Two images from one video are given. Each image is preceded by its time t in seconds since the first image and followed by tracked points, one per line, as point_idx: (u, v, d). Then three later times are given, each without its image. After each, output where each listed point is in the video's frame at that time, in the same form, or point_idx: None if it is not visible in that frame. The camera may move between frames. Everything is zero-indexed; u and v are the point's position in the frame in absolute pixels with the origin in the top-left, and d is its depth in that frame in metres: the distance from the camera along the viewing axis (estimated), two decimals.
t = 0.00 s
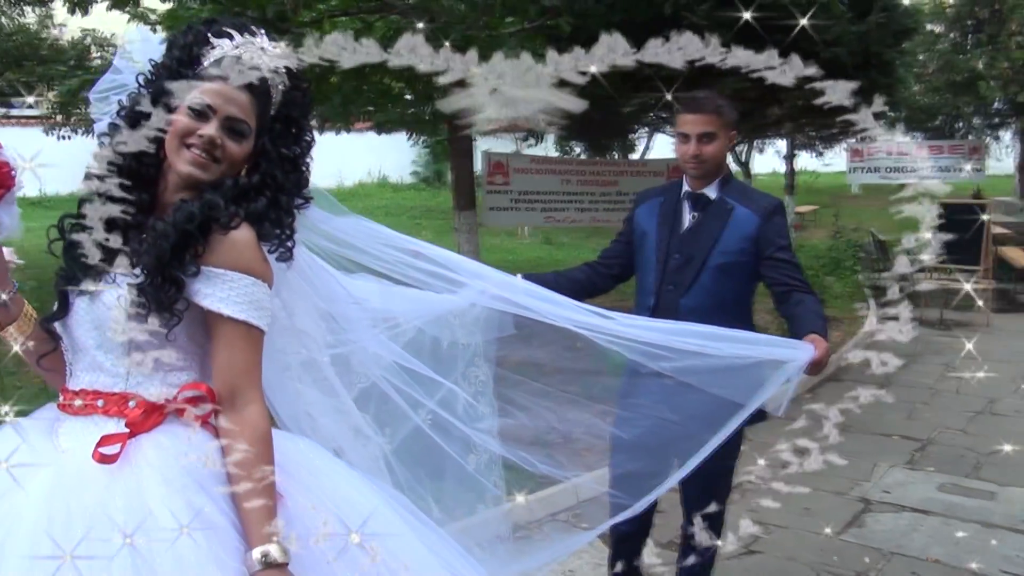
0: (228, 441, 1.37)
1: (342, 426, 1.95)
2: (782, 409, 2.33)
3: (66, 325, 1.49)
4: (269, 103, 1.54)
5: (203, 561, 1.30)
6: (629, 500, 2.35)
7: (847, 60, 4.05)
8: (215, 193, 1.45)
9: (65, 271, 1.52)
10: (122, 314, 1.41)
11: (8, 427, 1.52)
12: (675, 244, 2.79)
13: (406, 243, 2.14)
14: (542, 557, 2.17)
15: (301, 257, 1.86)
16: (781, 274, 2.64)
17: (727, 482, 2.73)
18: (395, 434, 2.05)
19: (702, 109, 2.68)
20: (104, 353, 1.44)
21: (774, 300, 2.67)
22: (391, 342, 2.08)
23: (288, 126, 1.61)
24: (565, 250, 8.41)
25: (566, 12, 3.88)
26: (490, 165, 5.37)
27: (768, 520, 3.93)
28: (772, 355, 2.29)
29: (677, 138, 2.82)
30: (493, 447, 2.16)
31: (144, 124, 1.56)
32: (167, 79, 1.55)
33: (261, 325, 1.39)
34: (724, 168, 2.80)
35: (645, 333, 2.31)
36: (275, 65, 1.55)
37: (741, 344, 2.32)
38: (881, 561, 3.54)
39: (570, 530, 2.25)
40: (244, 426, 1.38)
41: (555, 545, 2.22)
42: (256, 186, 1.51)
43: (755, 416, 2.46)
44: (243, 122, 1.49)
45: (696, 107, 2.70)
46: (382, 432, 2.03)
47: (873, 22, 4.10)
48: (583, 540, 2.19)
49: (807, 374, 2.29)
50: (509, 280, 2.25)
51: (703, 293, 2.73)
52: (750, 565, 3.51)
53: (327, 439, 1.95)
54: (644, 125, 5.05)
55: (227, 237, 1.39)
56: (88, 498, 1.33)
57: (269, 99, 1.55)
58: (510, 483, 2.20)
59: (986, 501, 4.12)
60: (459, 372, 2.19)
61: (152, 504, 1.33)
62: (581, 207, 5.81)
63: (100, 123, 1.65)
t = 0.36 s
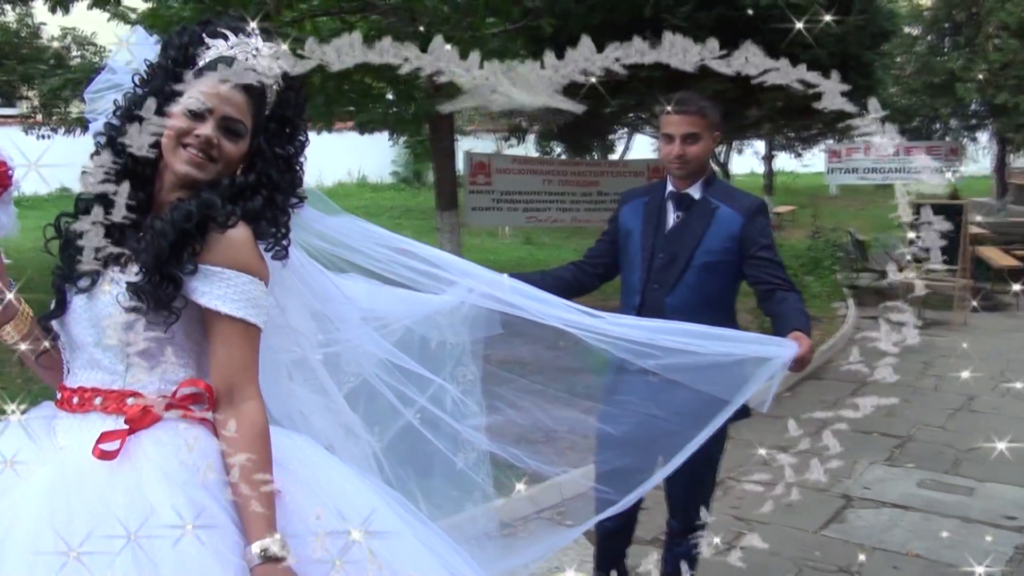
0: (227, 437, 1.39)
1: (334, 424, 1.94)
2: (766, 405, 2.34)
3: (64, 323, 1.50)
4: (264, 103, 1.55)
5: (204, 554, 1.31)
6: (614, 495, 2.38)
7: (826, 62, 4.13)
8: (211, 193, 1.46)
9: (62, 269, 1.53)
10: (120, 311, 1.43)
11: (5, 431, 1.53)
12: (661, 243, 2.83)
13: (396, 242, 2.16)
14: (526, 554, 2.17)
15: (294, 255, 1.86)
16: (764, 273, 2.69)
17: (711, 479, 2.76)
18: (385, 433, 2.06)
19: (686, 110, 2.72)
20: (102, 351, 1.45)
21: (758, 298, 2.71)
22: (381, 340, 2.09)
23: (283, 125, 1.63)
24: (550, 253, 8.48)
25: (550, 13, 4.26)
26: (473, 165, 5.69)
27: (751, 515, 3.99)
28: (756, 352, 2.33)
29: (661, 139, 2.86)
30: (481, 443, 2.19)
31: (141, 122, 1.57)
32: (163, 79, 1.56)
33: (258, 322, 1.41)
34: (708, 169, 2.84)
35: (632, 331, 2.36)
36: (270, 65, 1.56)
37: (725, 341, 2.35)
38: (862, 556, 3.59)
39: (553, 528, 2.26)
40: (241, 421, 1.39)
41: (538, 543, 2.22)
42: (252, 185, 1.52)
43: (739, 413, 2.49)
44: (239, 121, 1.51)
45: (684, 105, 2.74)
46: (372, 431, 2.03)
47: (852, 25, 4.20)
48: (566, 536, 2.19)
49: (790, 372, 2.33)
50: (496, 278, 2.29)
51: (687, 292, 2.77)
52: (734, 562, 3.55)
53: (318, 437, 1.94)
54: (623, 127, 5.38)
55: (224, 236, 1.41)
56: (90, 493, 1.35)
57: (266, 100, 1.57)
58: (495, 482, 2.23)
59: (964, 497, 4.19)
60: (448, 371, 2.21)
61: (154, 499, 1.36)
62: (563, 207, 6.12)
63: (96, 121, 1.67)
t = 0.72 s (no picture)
0: (228, 433, 1.41)
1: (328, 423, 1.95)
2: (754, 401, 2.37)
3: (64, 321, 1.52)
4: (262, 103, 1.57)
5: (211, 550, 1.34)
6: (603, 491, 2.41)
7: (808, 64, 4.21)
8: (211, 193, 1.48)
9: (62, 267, 1.54)
10: (121, 308, 1.44)
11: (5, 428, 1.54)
12: (648, 243, 2.87)
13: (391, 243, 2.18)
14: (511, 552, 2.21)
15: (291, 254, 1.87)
16: (749, 272, 2.73)
17: (699, 475, 2.80)
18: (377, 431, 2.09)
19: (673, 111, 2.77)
20: (102, 349, 1.46)
21: (745, 297, 2.75)
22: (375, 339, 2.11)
23: (280, 126, 1.65)
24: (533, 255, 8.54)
25: (537, 15, 4.38)
26: (458, 165, 5.85)
27: (736, 513, 4.05)
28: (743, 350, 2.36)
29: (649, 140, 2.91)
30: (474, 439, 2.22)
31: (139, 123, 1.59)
32: (163, 79, 1.58)
33: (258, 320, 1.43)
34: (695, 170, 2.88)
35: (623, 330, 2.38)
36: (267, 66, 1.58)
37: (713, 340, 2.39)
38: (846, 551, 3.64)
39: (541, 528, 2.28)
40: (242, 417, 1.41)
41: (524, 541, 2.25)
42: (250, 185, 1.54)
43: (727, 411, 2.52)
44: (238, 122, 1.53)
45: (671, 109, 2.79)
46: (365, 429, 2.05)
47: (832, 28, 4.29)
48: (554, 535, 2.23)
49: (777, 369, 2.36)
50: (488, 277, 2.31)
51: (674, 291, 2.81)
52: (719, 558, 3.60)
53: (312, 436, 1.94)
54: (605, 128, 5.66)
55: (224, 236, 1.43)
56: (94, 489, 1.37)
57: (266, 101, 1.59)
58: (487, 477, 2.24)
59: (946, 494, 4.26)
60: (439, 370, 2.23)
61: (157, 495, 1.38)
62: (548, 207, 6.20)
63: (95, 122, 1.68)
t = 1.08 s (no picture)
0: (232, 429, 1.43)
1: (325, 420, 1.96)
2: (744, 399, 2.43)
3: (69, 318, 1.54)
4: (264, 104, 1.59)
5: (219, 545, 1.38)
6: (596, 488, 2.46)
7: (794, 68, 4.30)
8: (215, 191, 1.50)
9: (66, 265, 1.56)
10: (126, 306, 1.46)
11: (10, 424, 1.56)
12: (638, 243, 2.90)
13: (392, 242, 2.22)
14: (503, 550, 2.22)
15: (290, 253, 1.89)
16: (738, 271, 2.78)
17: (689, 471, 2.84)
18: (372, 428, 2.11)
19: (663, 113, 2.82)
20: (107, 345, 1.48)
21: (734, 296, 2.80)
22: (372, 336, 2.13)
23: (280, 126, 1.67)
24: (519, 255, 8.60)
25: (525, 16, 4.42)
26: (445, 166, 5.87)
27: (723, 511, 4.11)
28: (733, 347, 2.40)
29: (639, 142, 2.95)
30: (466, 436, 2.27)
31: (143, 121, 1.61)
32: (166, 80, 1.60)
33: (261, 318, 1.45)
34: (685, 171, 2.92)
35: (616, 328, 2.42)
36: (268, 67, 1.60)
37: (705, 338, 2.42)
38: (833, 548, 3.69)
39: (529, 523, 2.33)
40: (246, 412, 1.44)
41: (514, 539, 2.27)
42: (253, 185, 1.56)
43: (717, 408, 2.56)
44: (242, 122, 1.54)
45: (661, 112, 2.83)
46: (361, 425, 2.07)
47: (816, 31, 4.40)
48: (544, 532, 2.24)
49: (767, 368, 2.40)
50: (483, 275, 2.34)
51: (664, 290, 2.84)
52: (708, 554, 3.66)
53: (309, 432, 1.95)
54: (592, 128, 5.77)
55: (228, 234, 1.45)
56: (102, 483, 1.39)
57: (268, 102, 1.62)
58: (480, 473, 2.30)
59: (931, 491, 4.32)
60: (433, 368, 2.26)
61: (165, 488, 1.41)
62: (534, 207, 6.21)
63: (98, 122, 1.70)
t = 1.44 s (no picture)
0: (241, 422, 1.46)
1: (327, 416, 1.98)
2: (736, 395, 2.47)
3: (78, 314, 1.57)
4: (268, 103, 1.61)
5: (224, 539, 1.40)
6: (594, 483, 2.50)
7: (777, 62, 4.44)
8: (222, 189, 1.52)
9: (75, 262, 1.59)
10: (136, 303, 1.49)
11: (16, 423, 1.58)
12: (631, 243, 2.94)
13: (396, 241, 2.24)
14: (500, 543, 2.27)
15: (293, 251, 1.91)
16: (728, 270, 2.82)
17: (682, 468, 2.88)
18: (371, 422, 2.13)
19: (655, 115, 2.86)
20: (118, 340, 1.51)
21: (724, 294, 2.84)
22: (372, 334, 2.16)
23: (284, 125, 1.69)
24: (508, 256, 8.65)
25: (514, 17, 4.44)
26: (436, 166, 5.88)
27: (712, 507, 4.16)
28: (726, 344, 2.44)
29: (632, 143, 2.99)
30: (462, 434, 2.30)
31: (149, 121, 1.63)
32: (171, 78, 1.62)
33: (269, 314, 1.48)
34: (677, 172, 2.96)
35: (611, 325, 2.46)
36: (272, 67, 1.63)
37: (699, 335, 2.47)
38: (820, 543, 3.74)
39: (523, 519, 2.39)
40: (255, 406, 1.47)
41: (510, 534, 2.33)
42: (258, 183, 1.58)
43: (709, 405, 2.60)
44: (247, 122, 1.57)
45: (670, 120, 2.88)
46: (361, 421, 2.10)
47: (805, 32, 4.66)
48: (537, 531, 2.29)
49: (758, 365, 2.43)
50: (480, 274, 2.37)
51: (657, 289, 2.88)
52: (698, 551, 3.70)
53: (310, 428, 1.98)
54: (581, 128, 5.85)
55: (235, 232, 1.47)
56: (115, 474, 1.42)
57: (273, 101, 1.64)
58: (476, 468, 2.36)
59: (918, 487, 4.37)
60: (430, 365, 2.29)
61: (177, 479, 1.43)
62: (523, 208, 6.23)
63: (103, 121, 1.73)
